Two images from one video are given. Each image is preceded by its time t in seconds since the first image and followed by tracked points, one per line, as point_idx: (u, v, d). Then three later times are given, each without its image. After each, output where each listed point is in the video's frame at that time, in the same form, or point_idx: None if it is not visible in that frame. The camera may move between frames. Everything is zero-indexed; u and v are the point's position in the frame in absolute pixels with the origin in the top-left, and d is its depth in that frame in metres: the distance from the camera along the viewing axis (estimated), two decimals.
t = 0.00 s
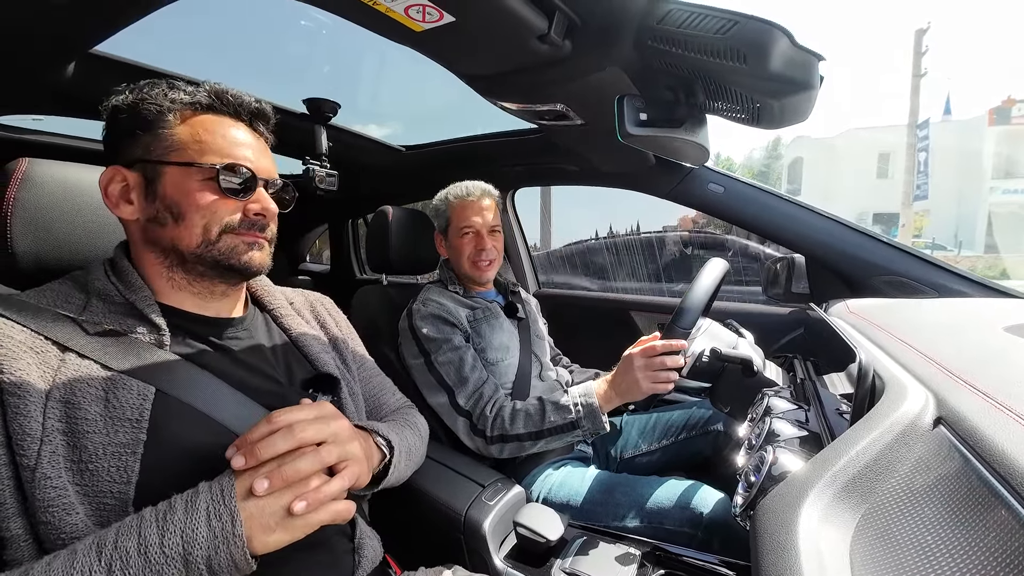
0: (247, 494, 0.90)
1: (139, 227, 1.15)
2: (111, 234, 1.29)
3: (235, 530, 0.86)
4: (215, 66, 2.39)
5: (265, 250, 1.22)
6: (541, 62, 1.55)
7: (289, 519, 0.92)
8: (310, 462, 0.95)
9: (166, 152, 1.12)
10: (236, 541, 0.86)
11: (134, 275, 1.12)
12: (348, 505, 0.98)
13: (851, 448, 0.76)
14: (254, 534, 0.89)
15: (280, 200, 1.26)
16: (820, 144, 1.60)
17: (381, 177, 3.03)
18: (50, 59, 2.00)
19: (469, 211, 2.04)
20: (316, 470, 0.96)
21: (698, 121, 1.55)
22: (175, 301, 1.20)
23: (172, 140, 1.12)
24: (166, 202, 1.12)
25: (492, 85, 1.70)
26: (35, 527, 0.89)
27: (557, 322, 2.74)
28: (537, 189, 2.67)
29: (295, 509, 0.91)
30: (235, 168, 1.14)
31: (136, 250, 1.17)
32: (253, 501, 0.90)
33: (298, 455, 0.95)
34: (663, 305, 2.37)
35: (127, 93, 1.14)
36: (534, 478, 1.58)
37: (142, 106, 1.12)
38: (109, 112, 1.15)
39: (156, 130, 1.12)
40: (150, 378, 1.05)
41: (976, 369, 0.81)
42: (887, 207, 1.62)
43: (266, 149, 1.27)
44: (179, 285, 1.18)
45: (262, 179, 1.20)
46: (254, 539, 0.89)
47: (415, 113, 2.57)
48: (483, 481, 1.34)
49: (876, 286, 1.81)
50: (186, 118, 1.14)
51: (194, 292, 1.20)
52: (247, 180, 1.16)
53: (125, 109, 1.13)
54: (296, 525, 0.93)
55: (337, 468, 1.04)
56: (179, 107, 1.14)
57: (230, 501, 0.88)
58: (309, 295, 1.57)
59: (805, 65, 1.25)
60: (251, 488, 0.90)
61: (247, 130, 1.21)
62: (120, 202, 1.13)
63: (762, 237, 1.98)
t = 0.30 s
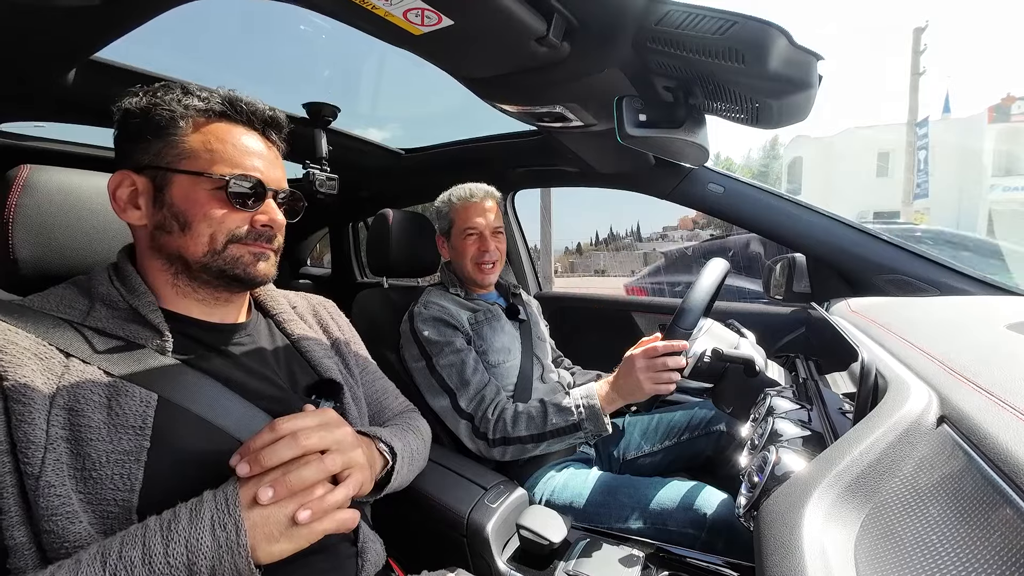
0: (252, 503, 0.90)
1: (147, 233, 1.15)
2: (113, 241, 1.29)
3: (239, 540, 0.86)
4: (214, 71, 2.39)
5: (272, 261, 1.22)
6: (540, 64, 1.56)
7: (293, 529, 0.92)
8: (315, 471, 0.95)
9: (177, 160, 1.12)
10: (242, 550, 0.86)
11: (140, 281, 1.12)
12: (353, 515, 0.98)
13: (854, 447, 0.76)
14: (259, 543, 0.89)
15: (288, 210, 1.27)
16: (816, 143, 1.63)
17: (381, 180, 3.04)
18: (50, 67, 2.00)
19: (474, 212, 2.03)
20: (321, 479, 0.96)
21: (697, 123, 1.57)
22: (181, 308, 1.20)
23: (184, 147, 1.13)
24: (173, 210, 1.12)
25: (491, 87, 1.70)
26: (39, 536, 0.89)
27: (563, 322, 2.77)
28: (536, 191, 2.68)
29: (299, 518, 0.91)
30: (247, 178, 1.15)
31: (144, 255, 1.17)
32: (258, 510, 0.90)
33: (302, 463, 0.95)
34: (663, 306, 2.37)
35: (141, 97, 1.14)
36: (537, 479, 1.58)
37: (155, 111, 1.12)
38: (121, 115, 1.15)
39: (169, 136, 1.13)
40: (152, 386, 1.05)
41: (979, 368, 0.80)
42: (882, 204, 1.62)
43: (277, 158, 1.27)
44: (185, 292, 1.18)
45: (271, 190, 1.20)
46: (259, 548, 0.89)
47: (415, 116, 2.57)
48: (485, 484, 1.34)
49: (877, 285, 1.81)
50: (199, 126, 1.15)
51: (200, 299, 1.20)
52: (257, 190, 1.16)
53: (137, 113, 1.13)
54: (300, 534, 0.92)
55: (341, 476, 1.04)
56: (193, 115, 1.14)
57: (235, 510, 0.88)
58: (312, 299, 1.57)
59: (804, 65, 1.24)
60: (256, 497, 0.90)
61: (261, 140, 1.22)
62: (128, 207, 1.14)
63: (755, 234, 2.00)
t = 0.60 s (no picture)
0: (253, 506, 0.90)
1: (148, 239, 1.15)
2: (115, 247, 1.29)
3: (241, 543, 0.86)
4: (213, 77, 2.40)
5: (273, 266, 1.22)
6: (539, 66, 1.56)
7: (295, 531, 0.92)
8: (315, 473, 0.95)
9: (179, 165, 1.13)
10: (244, 554, 0.86)
11: (140, 286, 1.13)
12: (356, 516, 0.98)
13: (858, 447, 0.75)
14: (260, 546, 0.89)
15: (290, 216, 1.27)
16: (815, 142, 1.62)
17: (381, 184, 3.05)
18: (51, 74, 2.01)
19: (486, 212, 2.04)
20: (322, 482, 0.96)
21: (695, 123, 1.55)
22: (182, 314, 1.20)
23: (185, 153, 1.13)
24: (174, 215, 1.12)
25: (490, 90, 1.70)
26: (42, 542, 0.89)
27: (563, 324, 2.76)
28: (537, 193, 2.69)
29: (301, 520, 0.91)
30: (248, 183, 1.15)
31: (145, 260, 1.17)
32: (259, 513, 0.90)
33: (303, 466, 0.95)
34: (664, 307, 2.37)
35: (142, 104, 1.14)
36: (539, 482, 1.57)
37: (157, 117, 1.13)
38: (123, 121, 1.15)
39: (171, 142, 1.13)
40: (154, 391, 1.05)
41: (982, 365, 0.80)
42: (883, 201, 1.62)
43: (278, 164, 1.27)
44: (185, 297, 1.19)
45: (272, 194, 1.20)
46: (260, 551, 0.89)
47: (415, 120, 2.58)
48: (488, 487, 1.33)
49: (878, 283, 1.81)
50: (200, 132, 1.15)
51: (201, 304, 1.21)
52: (257, 195, 1.16)
53: (138, 119, 1.14)
54: (302, 536, 0.92)
55: (342, 479, 1.03)
56: (194, 121, 1.15)
57: (237, 514, 0.87)
58: (312, 302, 1.57)
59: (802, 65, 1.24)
60: (257, 499, 0.90)
61: (262, 145, 1.23)
62: (130, 213, 1.14)
63: (756, 234, 1.99)
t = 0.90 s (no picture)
0: (256, 510, 0.90)
1: (152, 243, 1.15)
2: (116, 251, 1.29)
3: (245, 547, 0.86)
4: (213, 82, 2.41)
5: (276, 270, 1.23)
6: (537, 68, 1.57)
7: (299, 535, 0.92)
8: (318, 477, 0.95)
9: (183, 170, 1.13)
10: (247, 558, 0.86)
11: (142, 291, 1.13)
12: (358, 520, 0.98)
13: (861, 446, 0.75)
14: (263, 550, 0.89)
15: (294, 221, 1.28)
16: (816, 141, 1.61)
17: (382, 187, 3.05)
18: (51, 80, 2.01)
19: (489, 215, 2.04)
20: (325, 485, 0.96)
21: (695, 123, 1.54)
22: (185, 318, 1.20)
23: (190, 158, 1.13)
24: (179, 220, 1.12)
25: (490, 92, 1.70)
26: (45, 548, 0.89)
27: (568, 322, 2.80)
28: (536, 194, 2.69)
29: (304, 524, 0.91)
30: (252, 189, 1.15)
31: (148, 265, 1.17)
32: (262, 517, 0.90)
33: (306, 470, 0.95)
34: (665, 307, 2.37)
35: (146, 109, 1.14)
36: (542, 484, 1.57)
37: (161, 122, 1.13)
38: (126, 126, 1.15)
39: (175, 147, 1.13)
40: (155, 395, 1.05)
41: (985, 363, 0.80)
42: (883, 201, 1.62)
43: (280, 169, 1.27)
44: (188, 302, 1.19)
45: (275, 200, 1.21)
46: (264, 555, 0.89)
47: (414, 122, 2.59)
48: (491, 489, 1.33)
49: (879, 281, 1.80)
50: (204, 137, 1.15)
51: (203, 308, 1.21)
52: (261, 200, 1.17)
53: (142, 124, 1.14)
54: (305, 540, 0.92)
55: (345, 482, 1.03)
56: (198, 126, 1.15)
57: (239, 518, 0.87)
58: (314, 305, 1.57)
59: (801, 65, 1.24)
60: (260, 503, 0.90)
61: (264, 150, 1.23)
62: (133, 218, 1.13)
63: (756, 233, 1.98)
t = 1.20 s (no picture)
0: (259, 512, 0.90)
1: (154, 247, 1.15)
2: (118, 255, 1.29)
3: (247, 549, 0.86)
4: (213, 85, 2.41)
5: (278, 273, 1.23)
6: (537, 69, 1.57)
7: (301, 537, 0.92)
8: (320, 479, 0.95)
9: (185, 174, 1.13)
10: (250, 560, 0.86)
11: (144, 295, 1.13)
12: (360, 521, 0.98)
13: (864, 445, 0.75)
14: (266, 552, 0.89)
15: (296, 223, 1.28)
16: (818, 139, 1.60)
17: (382, 189, 3.06)
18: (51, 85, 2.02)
19: (490, 216, 2.03)
20: (327, 487, 0.96)
21: (695, 123, 1.54)
22: (187, 321, 1.21)
23: (191, 162, 1.13)
24: (182, 224, 1.12)
25: (490, 93, 1.70)
26: (49, 552, 0.89)
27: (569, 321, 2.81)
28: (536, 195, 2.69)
29: (306, 526, 0.91)
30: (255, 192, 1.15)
31: (150, 269, 1.17)
32: (264, 519, 0.90)
33: (308, 471, 0.95)
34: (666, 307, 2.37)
35: (148, 113, 1.14)
36: (544, 484, 1.57)
37: (163, 126, 1.13)
38: (128, 131, 1.15)
39: (177, 151, 1.13)
40: (157, 399, 1.05)
41: (987, 361, 0.79)
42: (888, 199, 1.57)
43: (281, 171, 1.28)
44: (190, 305, 1.19)
45: (277, 203, 1.21)
46: (266, 557, 0.89)
47: (414, 124, 2.59)
48: (493, 490, 1.33)
49: (881, 280, 1.80)
50: (206, 141, 1.15)
51: (205, 311, 1.21)
52: (262, 202, 1.16)
53: (144, 128, 1.14)
54: (307, 542, 0.92)
55: (348, 484, 1.03)
56: (200, 130, 1.15)
57: (242, 521, 0.87)
58: (315, 307, 1.57)
59: (801, 63, 1.24)
60: (262, 506, 0.90)
61: (265, 153, 1.23)
62: (136, 222, 1.14)
63: (756, 232, 1.98)
